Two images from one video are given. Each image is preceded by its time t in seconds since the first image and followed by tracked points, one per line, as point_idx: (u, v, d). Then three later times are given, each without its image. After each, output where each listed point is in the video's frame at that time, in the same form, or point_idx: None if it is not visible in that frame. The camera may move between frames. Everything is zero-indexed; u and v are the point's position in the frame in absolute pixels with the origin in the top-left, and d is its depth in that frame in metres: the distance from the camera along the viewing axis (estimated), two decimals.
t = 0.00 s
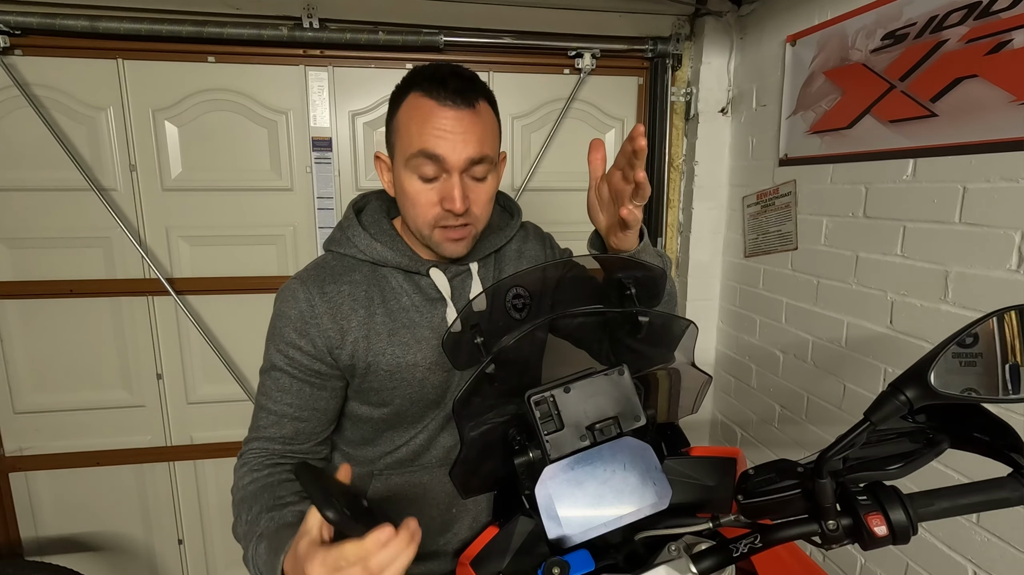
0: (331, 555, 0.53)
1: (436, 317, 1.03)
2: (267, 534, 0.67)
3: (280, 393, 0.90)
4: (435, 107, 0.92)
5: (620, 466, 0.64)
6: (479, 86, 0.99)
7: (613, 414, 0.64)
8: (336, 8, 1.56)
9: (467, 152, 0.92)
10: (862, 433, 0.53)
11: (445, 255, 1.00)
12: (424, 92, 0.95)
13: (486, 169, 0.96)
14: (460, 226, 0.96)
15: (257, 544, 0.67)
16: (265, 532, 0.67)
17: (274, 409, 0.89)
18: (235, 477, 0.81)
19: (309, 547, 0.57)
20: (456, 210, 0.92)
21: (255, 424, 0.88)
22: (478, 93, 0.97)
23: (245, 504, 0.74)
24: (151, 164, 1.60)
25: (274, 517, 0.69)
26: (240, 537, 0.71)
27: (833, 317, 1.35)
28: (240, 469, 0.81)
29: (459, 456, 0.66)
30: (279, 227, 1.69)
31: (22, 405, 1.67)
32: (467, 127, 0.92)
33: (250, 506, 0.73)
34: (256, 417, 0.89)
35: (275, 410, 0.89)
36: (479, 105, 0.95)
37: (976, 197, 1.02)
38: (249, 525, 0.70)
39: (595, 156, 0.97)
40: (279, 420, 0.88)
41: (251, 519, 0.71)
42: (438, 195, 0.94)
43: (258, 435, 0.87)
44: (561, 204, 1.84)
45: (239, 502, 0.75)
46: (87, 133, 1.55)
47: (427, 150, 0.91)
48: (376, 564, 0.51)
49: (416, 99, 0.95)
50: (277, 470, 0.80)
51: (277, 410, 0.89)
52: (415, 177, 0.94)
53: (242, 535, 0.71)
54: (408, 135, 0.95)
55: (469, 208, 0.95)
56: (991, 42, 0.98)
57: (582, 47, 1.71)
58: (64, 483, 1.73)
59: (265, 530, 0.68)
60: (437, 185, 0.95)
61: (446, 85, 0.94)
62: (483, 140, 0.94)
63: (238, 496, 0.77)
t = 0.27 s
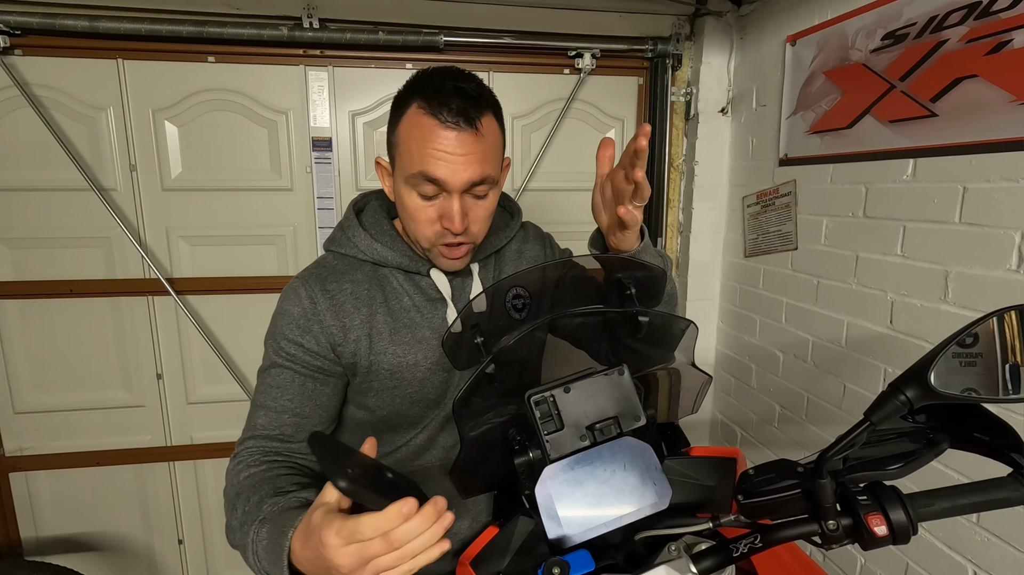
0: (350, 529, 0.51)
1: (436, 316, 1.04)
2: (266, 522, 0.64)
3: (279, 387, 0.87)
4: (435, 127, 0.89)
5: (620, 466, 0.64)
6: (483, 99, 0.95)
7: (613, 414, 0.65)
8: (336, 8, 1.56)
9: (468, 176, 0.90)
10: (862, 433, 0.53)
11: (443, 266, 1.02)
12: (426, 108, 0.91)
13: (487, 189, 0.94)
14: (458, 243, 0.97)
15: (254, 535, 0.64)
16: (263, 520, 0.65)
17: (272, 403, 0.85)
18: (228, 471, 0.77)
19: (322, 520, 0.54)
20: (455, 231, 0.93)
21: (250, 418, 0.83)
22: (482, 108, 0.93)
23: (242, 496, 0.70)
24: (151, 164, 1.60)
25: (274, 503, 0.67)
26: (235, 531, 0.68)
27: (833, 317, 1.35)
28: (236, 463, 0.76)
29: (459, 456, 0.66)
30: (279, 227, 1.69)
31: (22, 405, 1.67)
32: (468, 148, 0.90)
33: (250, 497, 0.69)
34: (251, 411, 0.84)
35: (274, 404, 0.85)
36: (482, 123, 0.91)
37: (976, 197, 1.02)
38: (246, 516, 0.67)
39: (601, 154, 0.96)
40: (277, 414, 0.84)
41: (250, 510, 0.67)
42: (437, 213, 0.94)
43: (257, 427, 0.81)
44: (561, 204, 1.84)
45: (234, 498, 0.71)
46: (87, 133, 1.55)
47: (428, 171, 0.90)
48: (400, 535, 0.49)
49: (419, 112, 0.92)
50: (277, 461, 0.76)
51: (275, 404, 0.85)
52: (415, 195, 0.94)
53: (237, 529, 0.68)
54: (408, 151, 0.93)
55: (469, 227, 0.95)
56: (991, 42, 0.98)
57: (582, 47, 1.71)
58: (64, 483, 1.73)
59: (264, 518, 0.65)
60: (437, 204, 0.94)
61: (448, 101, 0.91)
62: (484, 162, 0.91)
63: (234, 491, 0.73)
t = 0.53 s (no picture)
0: (383, 544, 0.49)
1: (439, 316, 1.05)
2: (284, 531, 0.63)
3: (280, 393, 0.86)
4: (443, 125, 0.89)
5: (620, 466, 0.64)
6: (491, 98, 0.95)
7: (613, 414, 0.65)
8: (336, 8, 1.56)
9: (476, 175, 0.90)
10: (862, 433, 0.53)
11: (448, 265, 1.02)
12: (433, 106, 0.92)
13: (493, 188, 0.95)
14: (464, 242, 0.97)
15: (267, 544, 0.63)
16: (277, 529, 0.64)
17: (274, 409, 0.84)
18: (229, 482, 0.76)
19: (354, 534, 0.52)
20: (462, 230, 0.93)
21: (251, 427, 0.83)
22: (490, 107, 0.94)
23: (249, 504, 0.70)
24: (151, 164, 1.60)
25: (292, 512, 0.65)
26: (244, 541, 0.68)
27: (833, 317, 1.35)
28: (238, 473, 0.76)
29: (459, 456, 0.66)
30: (279, 227, 1.69)
31: (22, 405, 1.67)
32: (476, 147, 0.90)
33: (259, 506, 0.69)
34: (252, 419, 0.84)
35: (276, 410, 0.84)
36: (489, 122, 0.92)
37: (976, 197, 1.02)
38: (257, 525, 0.66)
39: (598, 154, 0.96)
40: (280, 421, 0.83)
41: (261, 518, 0.67)
42: (444, 212, 0.94)
43: (258, 434, 0.81)
44: (561, 204, 1.84)
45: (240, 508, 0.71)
46: (87, 133, 1.55)
47: (436, 170, 0.90)
48: (433, 555, 0.46)
49: (427, 111, 0.92)
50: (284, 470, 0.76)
51: (278, 411, 0.84)
52: (422, 193, 0.94)
53: (246, 538, 0.67)
54: (414, 149, 0.93)
55: (475, 226, 0.95)
56: (991, 42, 0.98)
57: (582, 47, 1.71)
58: (64, 483, 1.73)
59: (280, 527, 0.64)
60: (444, 203, 0.94)
61: (456, 100, 0.91)
62: (491, 160, 0.92)
63: (240, 496, 0.73)
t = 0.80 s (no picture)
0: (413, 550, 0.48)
1: (441, 317, 1.05)
2: (296, 535, 0.63)
3: (277, 397, 0.86)
4: (448, 121, 0.90)
5: (620, 466, 0.64)
6: (495, 96, 0.96)
7: (613, 414, 0.65)
8: (336, 8, 1.56)
9: (481, 170, 0.91)
10: (862, 433, 0.53)
11: (451, 262, 1.01)
12: (438, 103, 0.92)
13: (497, 184, 0.95)
14: (468, 239, 0.96)
15: (276, 549, 0.63)
16: (286, 533, 0.64)
17: (270, 413, 0.84)
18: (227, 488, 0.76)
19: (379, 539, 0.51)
20: (466, 226, 0.93)
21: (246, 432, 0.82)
22: (494, 104, 0.94)
23: (249, 510, 0.70)
24: (151, 164, 1.60)
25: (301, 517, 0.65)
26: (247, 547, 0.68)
27: (833, 317, 1.35)
28: (235, 478, 0.76)
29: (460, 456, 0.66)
30: (279, 226, 1.69)
31: (22, 405, 1.67)
32: (480, 143, 0.90)
33: (264, 511, 0.69)
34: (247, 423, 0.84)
35: (273, 414, 0.84)
36: (494, 119, 0.93)
37: (976, 197, 1.02)
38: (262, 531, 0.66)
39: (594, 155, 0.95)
40: (276, 425, 0.83)
41: (267, 524, 0.67)
42: (448, 208, 0.94)
43: (254, 438, 0.81)
44: (561, 204, 1.84)
45: (240, 513, 0.71)
46: (88, 133, 1.55)
47: (441, 165, 0.90)
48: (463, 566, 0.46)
49: (431, 106, 0.92)
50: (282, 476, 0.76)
51: (273, 415, 0.84)
52: (426, 189, 0.93)
53: (250, 544, 0.68)
54: (418, 145, 0.93)
55: (479, 223, 0.95)
56: (991, 42, 0.98)
57: (582, 46, 1.71)
58: (64, 483, 1.73)
59: (291, 532, 0.64)
60: (448, 199, 0.94)
61: (461, 96, 0.91)
62: (496, 157, 0.92)
63: (242, 499, 0.73)
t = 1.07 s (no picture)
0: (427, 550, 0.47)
1: (441, 317, 1.05)
2: (301, 533, 0.62)
3: (277, 396, 0.85)
4: (453, 120, 0.90)
5: (620, 466, 0.64)
6: (501, 95, 0.97)
7: (613, 414, 0.65)
8: (336, 8, 1.56)
9: (486, 169, 0.91)
10: (861, 433, 0.53)
11: (455, 261, 1.01)
12: (443, 102, 0.92)
13: (501, 183, 0.95)
14: (471, 238, 0.96)
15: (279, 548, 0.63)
16: (290, 533, 0.63)
17: (271, 412, 0.83)
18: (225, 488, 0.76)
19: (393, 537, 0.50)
20: (470, 225, 0.92)
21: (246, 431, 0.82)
22: (499, 104, 0.95)
23: (249, 510, 0.70)
24: (151, 164, 1.60)
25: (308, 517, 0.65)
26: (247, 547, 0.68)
27: (833, 317, 1.35)
28: (235, 478, 0.75)
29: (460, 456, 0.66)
30: (279, 226, 1.69)
31: (22, 405, 1.67)
32: (485, 142, 0.90)
33: (266, 510, 0.68)
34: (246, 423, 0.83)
35: (273, 414, 0.83)
36: (499, 118, 0.93)
37: (976, 197, 1.02)
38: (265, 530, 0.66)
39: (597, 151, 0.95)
40: (277, 424, 0.83)
41: (270, 523, 0.66)
42: (452, 207, 0.94)
43: (254, 437, 0.81)
44: (561, 204, 1.84)
45: (240, 513, 0.71)
46: (88, 133, 1.55)
47: (446, 164, 0.90)
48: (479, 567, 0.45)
49: (437, 105, 0.92)
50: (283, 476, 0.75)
51: (274, 415, 0.83)
52: (431, 188, 0.93)
53: (251, 545, 0.67)
54: (423, 145, 0.93)
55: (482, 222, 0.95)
56: (991, 42, 0.98)
57: (582, 46, 1.71)
58: (64, 483, 1.73)
59: (296, 529, 0.63)
60: (452, 198, 0.94)
61: (466, 96, 0.92)
62: (500, 156, 0.92)
63: (243, 499, 0.72)
